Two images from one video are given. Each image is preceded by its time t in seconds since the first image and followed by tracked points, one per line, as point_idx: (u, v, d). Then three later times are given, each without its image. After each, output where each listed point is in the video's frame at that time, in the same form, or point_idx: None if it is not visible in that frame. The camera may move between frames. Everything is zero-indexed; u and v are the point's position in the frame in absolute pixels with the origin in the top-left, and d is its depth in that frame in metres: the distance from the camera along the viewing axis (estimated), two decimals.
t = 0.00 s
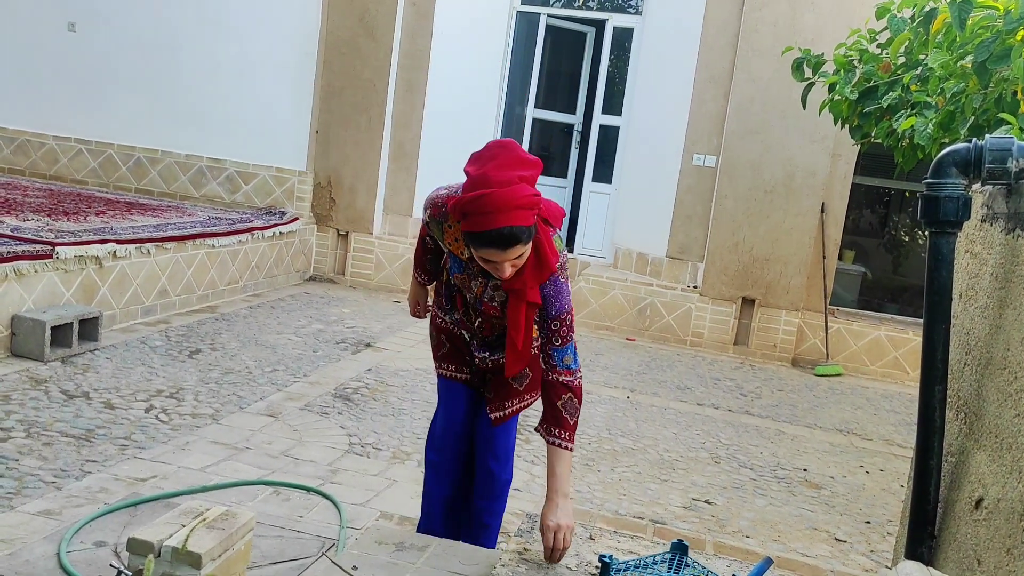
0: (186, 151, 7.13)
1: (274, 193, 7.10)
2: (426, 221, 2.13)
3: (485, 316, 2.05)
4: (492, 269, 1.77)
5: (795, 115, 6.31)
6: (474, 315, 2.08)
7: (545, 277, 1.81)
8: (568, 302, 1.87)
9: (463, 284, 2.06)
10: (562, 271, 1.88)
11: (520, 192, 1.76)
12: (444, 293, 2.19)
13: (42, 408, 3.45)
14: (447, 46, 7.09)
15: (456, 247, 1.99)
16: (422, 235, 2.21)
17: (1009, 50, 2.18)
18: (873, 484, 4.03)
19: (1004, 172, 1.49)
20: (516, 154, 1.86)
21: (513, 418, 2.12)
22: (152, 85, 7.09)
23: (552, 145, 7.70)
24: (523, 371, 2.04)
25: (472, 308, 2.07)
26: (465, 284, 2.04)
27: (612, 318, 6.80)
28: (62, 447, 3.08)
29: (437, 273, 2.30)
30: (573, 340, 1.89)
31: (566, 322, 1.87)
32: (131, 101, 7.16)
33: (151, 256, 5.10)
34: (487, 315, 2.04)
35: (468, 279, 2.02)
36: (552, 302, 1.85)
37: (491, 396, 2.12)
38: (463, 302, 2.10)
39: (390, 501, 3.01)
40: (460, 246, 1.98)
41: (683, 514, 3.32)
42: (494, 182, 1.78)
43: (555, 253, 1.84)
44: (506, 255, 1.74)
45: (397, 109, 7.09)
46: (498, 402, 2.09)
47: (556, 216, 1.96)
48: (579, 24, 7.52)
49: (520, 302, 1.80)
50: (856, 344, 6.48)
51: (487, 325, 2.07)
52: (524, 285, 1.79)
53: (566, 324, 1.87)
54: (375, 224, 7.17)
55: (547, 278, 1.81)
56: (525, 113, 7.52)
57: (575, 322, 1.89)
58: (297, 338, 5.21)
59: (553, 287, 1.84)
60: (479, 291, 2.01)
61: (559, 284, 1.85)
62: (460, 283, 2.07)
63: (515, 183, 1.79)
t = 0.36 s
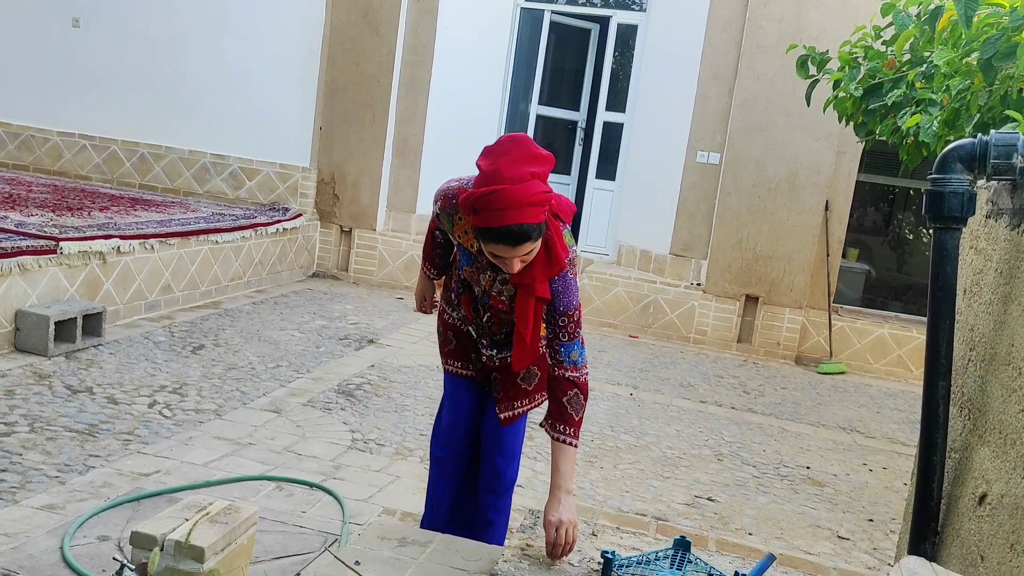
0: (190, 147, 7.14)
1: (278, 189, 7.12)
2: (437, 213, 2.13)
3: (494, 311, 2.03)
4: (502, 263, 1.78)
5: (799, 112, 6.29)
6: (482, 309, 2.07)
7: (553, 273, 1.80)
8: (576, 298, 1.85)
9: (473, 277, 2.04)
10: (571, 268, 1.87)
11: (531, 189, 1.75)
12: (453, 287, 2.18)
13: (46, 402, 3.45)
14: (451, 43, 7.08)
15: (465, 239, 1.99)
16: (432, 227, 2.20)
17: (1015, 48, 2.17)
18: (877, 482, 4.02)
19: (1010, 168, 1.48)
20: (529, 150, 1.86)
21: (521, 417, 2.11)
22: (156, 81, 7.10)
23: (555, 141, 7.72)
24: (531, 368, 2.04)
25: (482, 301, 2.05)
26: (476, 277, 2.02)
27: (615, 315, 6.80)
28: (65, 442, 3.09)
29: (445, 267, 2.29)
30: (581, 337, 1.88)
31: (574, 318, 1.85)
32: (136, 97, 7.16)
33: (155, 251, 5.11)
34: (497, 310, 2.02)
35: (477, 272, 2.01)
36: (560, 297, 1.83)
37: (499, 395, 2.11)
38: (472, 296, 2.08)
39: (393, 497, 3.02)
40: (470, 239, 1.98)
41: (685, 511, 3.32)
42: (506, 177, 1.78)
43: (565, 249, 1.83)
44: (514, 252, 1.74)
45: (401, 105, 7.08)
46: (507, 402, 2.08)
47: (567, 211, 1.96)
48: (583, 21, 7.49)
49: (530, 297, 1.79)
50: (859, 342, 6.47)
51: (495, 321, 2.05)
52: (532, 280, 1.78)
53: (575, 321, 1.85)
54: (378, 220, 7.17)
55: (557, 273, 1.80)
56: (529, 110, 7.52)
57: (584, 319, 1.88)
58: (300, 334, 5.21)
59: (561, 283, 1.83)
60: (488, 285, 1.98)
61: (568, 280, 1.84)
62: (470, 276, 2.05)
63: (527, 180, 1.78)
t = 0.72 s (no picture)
0: (183, 140, 7.10)
1: (272, 182, 7.07)
2: (433, 203, 2.12)
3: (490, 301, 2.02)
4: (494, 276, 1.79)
5: (793, 104, 6.29)
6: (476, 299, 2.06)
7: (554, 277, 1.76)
8: (576, 285, 1.84)
9: (468, 267, 2.03)
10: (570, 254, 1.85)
11: (529, 217, 1.70)
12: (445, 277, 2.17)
13: (39, 396, 3.44)
14: (445, 35, 7.05)
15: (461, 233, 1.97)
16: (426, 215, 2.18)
17: (1009, 39, 2.16)
18: (870, 474, 4.03)
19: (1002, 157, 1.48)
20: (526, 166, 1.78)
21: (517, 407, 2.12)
22: (149, 73, 7.06)
23: (549, 134, 7.62)
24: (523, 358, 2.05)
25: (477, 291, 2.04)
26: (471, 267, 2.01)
27: (609, 307, 6.81)
28: (59, 435, 3.08)
29: (438, 256, 2.29)
30: (582, 323, 1.87)
31: (575, 304, 1.84)
32: (128, 90, 7.12)
33: (148, 244, 5.09)
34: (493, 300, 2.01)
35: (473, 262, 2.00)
36: (561, 285, 1.81)
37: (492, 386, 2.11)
38: (466, 285, 2.07)
39: (387, 490, 3.02)
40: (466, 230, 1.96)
41: (680, 503, 3.33)
42: (500, 202, 1.71)
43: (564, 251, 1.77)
44: (502, 273, 1.76)
45: (395, 98, 7.06)
46: (500, 393, 2.09)
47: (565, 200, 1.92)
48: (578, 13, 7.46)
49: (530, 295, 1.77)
50: (853, 334, 6.49)
51: (491, 310, 2.04)
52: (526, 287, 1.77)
53: (576, 308, 1.84)
54: (372, 213, 7.15)
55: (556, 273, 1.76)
56: (524, 102, 7.46)
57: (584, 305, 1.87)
58: (294, 327, 5.20)
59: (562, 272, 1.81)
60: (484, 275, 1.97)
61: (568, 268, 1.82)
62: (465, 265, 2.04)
63: (527, 205, 1.72)
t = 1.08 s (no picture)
0: (175, 128, 7.06)
1: (265, 171, 7.05)
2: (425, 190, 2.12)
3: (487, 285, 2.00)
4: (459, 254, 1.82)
5: (787, 92, 6.28)
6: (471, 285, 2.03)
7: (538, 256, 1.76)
8: (569, 260, 1.83)
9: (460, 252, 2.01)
10: (560, 230, 1.85)
11: (493, 203, 1.69)
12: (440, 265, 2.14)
13: (32, 385, 3.43)
14: (438, 22, 7.00)
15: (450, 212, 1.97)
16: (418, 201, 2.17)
17: (1003, 26, 2.17)
18: (864, 460, 4.05)
19: (998, 143, 1.48)
20: (498, 149, 1.76)
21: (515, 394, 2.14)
22: (140, 61, 7.00)
23: (543, 122, 7.62)
24: (522, 348, 2.05)
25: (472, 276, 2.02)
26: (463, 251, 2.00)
27: (603, 296, 6.81)
28: (52, 424, 3.07)
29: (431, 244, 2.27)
30: (577, 298, 1.86)
31: (569, 280, 1.83)
32: (120, 78, 7.07)
33: (141, 233, 5.06)
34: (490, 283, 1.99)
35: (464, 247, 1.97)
36: (554, 261, 1.81)
37: (492, 373, 2.11)
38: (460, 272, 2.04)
39: (382, 478, 3.02)
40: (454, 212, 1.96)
41: (674, 490, 3.34)
42: (463, 190, 1.70)
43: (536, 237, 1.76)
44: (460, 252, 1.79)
45: (388, 86, 7.03)
46: (501, 380, 2.10)
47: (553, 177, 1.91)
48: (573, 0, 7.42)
49: (522, 273, 1.77)
50: (847, 322, 6.51)
51: (489, 295, 2.02)
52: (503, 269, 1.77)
53: (569, 283, 1.83)
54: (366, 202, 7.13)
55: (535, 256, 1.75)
56: (518, 89, 7.40)
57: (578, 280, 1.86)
58: (288, 316, 5.19)
59: (552, 248, 1.81)
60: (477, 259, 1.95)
61: (558, 244, 1.82)
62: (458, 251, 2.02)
63: (493, 190, 1.70)
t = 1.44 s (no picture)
0: (172, 119, 7.03)
1: (262, 162, 7.04)
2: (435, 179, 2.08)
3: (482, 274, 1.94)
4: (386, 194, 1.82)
5: (785, 83, 6.28)
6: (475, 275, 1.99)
7: (456, 237, 1.74)
8: (520, 232, 1.69)
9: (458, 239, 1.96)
10: (512, 203, 1.73)
11: (391, 171, 1.70)
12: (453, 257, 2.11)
13: (30, 376, 3.43)
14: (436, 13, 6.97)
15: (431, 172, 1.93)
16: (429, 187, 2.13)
17: (1001, 16, 2.16)
18: (861, 451, 4.07)
19: (996, 134, 1.49)
20: (423, 122, 1.72)
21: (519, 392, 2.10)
22: (136, 51, 6.97)
23: (541, 114, 7.66)
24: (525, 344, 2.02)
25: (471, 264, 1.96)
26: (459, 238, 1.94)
27: (601, 287, 6.82)
28: (50, 416, 3.07)
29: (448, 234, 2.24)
30: (534, 272, 1.68)
31: (522, 251, 1.68)
32: (117, 69, 7.04)
33: (139, 225, 5.05)
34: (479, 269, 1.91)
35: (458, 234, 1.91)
36: (504, 235, 1.69)
37: (495, 368, 2.08)
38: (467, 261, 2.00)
39: (380, 469, 3.02)
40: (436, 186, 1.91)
41: (671, 481, 3.35)
42: (384, 150, 1.70)
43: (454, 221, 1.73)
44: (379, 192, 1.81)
45: (386, 77, 7.01)
46: (502, 376, 2.07)
47: (519, 154, 1.77)
48: None
49: (454, 253, 1.76)
50: (844, 313, 6.52)
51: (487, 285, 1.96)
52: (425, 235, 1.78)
53: (523, 256, 1.68)
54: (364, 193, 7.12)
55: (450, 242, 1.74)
56: (516, 81, 7.51)
57: (536, 252, 1.70)
58: (286, 307, 5.19)
59: (500, 223, 1.70)
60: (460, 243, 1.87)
61: (507, 217, 1.70)
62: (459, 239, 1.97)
63: (393, 165, 1.70)
